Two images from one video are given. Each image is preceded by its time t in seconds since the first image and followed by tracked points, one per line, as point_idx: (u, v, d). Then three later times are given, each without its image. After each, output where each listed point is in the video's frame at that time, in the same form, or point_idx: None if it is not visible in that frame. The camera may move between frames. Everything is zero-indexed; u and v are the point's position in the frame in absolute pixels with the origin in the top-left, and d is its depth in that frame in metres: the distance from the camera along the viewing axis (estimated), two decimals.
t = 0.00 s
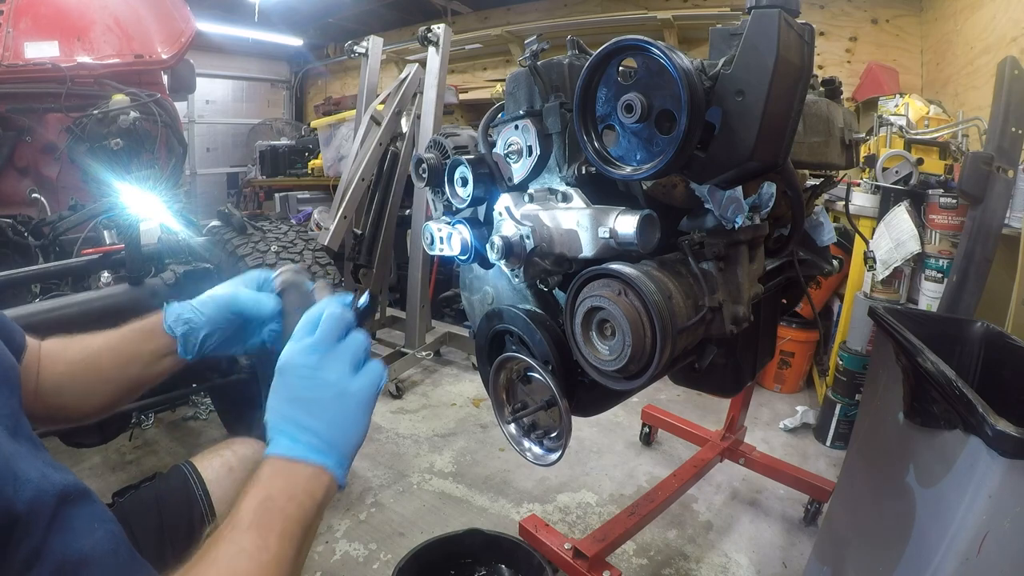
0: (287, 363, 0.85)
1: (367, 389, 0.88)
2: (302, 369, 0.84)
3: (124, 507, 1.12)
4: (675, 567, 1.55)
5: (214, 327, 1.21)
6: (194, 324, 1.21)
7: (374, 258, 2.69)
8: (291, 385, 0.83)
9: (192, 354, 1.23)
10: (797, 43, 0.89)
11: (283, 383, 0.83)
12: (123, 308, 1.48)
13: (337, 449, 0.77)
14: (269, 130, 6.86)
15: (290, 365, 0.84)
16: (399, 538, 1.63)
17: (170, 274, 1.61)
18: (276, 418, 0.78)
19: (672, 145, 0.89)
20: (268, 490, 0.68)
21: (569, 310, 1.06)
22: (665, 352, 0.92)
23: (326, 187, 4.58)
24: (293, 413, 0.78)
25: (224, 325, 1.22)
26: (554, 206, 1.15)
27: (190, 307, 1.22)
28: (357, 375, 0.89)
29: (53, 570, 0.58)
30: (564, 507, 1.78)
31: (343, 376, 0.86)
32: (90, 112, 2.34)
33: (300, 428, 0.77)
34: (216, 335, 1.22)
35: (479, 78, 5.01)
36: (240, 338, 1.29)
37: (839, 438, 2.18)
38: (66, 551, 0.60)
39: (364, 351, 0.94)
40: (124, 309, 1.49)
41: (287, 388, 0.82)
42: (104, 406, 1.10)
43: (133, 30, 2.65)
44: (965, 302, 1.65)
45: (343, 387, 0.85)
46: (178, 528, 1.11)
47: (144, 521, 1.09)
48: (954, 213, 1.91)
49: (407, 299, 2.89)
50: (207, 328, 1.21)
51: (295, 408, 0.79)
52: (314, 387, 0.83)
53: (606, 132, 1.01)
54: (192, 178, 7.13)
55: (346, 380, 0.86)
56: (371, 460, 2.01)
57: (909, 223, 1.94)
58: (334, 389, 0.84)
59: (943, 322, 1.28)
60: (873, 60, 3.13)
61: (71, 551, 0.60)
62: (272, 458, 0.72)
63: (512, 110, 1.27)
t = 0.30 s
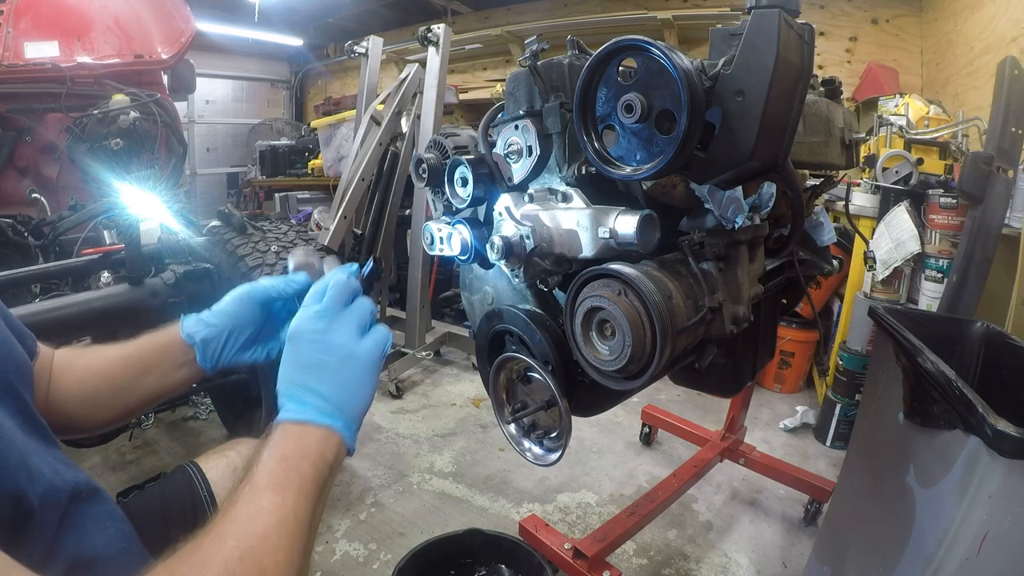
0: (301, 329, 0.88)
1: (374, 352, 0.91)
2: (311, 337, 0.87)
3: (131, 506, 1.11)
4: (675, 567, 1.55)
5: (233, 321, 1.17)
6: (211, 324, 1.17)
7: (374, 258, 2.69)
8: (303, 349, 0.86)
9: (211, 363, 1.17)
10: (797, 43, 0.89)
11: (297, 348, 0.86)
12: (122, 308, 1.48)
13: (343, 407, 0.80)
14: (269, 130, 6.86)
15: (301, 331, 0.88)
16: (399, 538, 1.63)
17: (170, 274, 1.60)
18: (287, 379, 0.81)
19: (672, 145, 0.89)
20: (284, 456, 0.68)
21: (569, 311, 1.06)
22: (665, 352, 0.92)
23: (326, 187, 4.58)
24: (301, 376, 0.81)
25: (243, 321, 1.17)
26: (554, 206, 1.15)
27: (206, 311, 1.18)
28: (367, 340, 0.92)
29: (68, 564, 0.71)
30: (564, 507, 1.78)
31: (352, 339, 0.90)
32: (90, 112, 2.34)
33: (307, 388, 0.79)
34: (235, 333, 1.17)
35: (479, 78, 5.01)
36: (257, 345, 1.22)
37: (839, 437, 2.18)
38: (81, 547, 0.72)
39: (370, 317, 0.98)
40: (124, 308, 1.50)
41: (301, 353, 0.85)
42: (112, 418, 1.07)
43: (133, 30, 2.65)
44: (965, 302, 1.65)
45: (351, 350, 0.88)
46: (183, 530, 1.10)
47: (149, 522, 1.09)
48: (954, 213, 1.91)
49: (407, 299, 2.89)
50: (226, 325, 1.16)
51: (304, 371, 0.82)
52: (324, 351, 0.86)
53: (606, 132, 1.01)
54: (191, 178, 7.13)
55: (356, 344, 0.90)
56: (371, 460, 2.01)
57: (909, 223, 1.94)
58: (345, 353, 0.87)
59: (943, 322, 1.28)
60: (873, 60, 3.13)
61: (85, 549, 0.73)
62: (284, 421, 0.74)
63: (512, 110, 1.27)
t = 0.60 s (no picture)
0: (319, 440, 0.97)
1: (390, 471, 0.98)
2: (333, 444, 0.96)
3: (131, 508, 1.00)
4: (675, 567, 1.55)
5: (222, 400, 1.20)
6: (202, 399, 1.22)
7: (374, 258, 2.70)
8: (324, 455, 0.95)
9: (194, 438, 1.20)
10: (797, 43, 0.89)
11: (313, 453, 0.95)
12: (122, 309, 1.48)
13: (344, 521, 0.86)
14: (269, 130, 6.86)
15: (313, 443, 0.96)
16: (399, 538, 1.63)
17: (170, 274, 1.61)
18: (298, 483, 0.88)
19: (672, 145, 0.89)
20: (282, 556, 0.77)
21: (569, 311, 1.06)
22: (665, 352, 0.92)
23: (326, 187, 4.58)
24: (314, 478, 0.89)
25: (234, 399, 1.21)
26: (554, 206, 1.15)
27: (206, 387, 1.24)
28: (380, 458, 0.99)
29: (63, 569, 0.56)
30: (564, 507, 1.78)
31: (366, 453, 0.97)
32: (90, 112, 2.34)
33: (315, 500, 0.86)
34: (222, 410, 1.20)
35: (479, 78, 5.01)
36: (244, 426, 1.23)
37: (839, 438, 2.18)
38: (79, 547, 0.57)
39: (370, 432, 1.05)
40: (123, 308, 1.50)
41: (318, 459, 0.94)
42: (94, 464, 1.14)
43: (133, 30, 2.65)
44: (965, 302, 1.65)
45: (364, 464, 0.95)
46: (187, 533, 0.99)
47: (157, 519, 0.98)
48: (954, 213, 1.91)
49: (407, 299, 2.89)
50: (215, 401, 1.20)
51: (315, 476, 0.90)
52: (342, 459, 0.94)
53: (606, 132, 1.01)
54: (192, 178, 7.13)
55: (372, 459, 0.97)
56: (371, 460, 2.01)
57: (909, 223, 1.94)
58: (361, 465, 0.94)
59: (943, 322, 1.27)
60: (873, 60, 3.13)
61: (83, 549, 0.58)
62: (285, 532, 0.81)
63: (512, 110, 1.28)
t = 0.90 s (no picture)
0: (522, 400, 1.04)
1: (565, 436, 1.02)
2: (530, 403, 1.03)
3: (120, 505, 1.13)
4: (675, 567, 1.55)
5: (181, 403, 1.24)
6: (163, 402, 1.25)
7: (374, 258, 2.70)
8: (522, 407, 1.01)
9: (154, 442, 1.23)
10: (797, 43, 0.89)
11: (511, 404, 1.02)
12: (121, 309, 1.48)
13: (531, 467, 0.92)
14: (269, 130, 6.86)
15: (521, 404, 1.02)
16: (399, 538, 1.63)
17: (170, 274, 1.61)
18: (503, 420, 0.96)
19: (672, 145, 0.89)
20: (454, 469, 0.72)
21: (569, 311, 1.06)
22: (666, 352, 0.92)
23: (326, 187, 4.58)
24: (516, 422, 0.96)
25: (192, 401, 1.26)
26: (554, 206, 1.14)
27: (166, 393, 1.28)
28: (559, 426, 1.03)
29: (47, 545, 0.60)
30: (564, 507, 1.78)
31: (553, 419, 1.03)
32: (90, 112, 2.34)
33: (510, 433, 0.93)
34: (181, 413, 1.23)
35: (479, 78, 5.01)
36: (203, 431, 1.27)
37: (839, 438, 2.18)
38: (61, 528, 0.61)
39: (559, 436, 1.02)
40: (122, 308, 1.50)
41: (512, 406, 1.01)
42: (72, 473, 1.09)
43: (133, 30, 2.65)
44: (965, 302, 1.65)
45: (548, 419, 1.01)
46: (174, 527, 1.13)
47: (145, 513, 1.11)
48: (954, 213, 1.91)
49: (407, 299, 2.89)
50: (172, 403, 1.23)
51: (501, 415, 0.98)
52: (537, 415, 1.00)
53: (606, 132, 1.01)
54: (192, 178, 7.13)
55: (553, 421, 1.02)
56: (371, 460, 2.01)
57: (909, 223, 1.94)
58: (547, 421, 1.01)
59: (943, 322, 1.27)
60: (873, 60, 3.13)
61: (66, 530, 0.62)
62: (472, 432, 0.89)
63: (512, 110, 1.28)
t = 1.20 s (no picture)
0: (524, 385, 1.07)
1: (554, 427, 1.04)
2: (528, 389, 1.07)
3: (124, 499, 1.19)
4: (675, 567, 1.55)
5: (167, 391, 1.34)
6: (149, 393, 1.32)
7: (374, 258, 2.70)
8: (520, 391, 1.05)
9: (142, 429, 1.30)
10: (797, 43, 0.89)
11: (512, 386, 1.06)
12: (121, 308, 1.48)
13: (517, 441, 0.96)
14: (269, 130, 6.86)
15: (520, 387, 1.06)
16: (399, 538, 1.63)
17: (170, 274, 1.61)
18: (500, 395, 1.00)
19: (672, 145, 0.89)
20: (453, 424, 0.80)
21: (569, 311, 1.06)
22: (666, 352, 0.92)
23: (326, 187, 4.58)
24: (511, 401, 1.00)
25: (178, 390, 1.36)
26: (554, 206, 1.14)
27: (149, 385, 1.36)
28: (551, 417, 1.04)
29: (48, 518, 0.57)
30: (564, 507, 1.78)
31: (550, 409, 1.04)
32: (90, 112, 2.34)
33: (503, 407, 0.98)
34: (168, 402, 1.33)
35: (479, 78, 5.01)
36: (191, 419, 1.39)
37: (839, 438, 2.18)
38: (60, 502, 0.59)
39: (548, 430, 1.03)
40: (122, 308, 1.50)
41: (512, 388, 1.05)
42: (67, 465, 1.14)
43: (133, 30, 2.65)
44: (965, 302, 1.65)
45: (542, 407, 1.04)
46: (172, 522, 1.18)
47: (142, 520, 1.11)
48: (954, 213, 1.91)
49: (407, 299, 2.89)
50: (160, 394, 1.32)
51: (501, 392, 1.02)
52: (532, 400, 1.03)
53: (606, 132, 1.01)
54: (192, 178, 7.13)
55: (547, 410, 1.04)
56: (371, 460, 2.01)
57: (909, 223, 1.94)
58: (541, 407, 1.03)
59: (943, 322, 1.27)
60: (873, 60, 3.13)
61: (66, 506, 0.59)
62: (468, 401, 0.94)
63: (512, 110, 1.28)
